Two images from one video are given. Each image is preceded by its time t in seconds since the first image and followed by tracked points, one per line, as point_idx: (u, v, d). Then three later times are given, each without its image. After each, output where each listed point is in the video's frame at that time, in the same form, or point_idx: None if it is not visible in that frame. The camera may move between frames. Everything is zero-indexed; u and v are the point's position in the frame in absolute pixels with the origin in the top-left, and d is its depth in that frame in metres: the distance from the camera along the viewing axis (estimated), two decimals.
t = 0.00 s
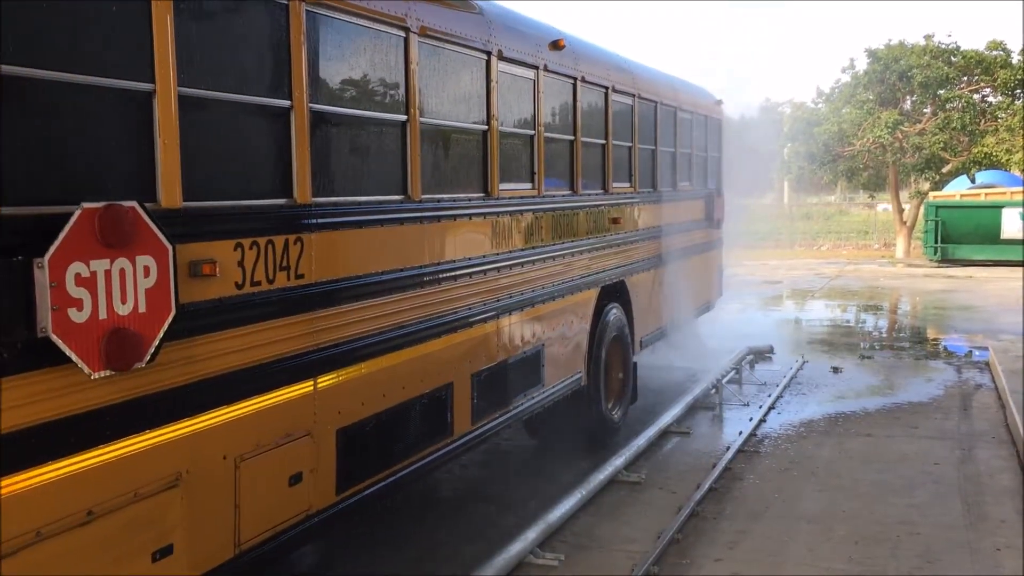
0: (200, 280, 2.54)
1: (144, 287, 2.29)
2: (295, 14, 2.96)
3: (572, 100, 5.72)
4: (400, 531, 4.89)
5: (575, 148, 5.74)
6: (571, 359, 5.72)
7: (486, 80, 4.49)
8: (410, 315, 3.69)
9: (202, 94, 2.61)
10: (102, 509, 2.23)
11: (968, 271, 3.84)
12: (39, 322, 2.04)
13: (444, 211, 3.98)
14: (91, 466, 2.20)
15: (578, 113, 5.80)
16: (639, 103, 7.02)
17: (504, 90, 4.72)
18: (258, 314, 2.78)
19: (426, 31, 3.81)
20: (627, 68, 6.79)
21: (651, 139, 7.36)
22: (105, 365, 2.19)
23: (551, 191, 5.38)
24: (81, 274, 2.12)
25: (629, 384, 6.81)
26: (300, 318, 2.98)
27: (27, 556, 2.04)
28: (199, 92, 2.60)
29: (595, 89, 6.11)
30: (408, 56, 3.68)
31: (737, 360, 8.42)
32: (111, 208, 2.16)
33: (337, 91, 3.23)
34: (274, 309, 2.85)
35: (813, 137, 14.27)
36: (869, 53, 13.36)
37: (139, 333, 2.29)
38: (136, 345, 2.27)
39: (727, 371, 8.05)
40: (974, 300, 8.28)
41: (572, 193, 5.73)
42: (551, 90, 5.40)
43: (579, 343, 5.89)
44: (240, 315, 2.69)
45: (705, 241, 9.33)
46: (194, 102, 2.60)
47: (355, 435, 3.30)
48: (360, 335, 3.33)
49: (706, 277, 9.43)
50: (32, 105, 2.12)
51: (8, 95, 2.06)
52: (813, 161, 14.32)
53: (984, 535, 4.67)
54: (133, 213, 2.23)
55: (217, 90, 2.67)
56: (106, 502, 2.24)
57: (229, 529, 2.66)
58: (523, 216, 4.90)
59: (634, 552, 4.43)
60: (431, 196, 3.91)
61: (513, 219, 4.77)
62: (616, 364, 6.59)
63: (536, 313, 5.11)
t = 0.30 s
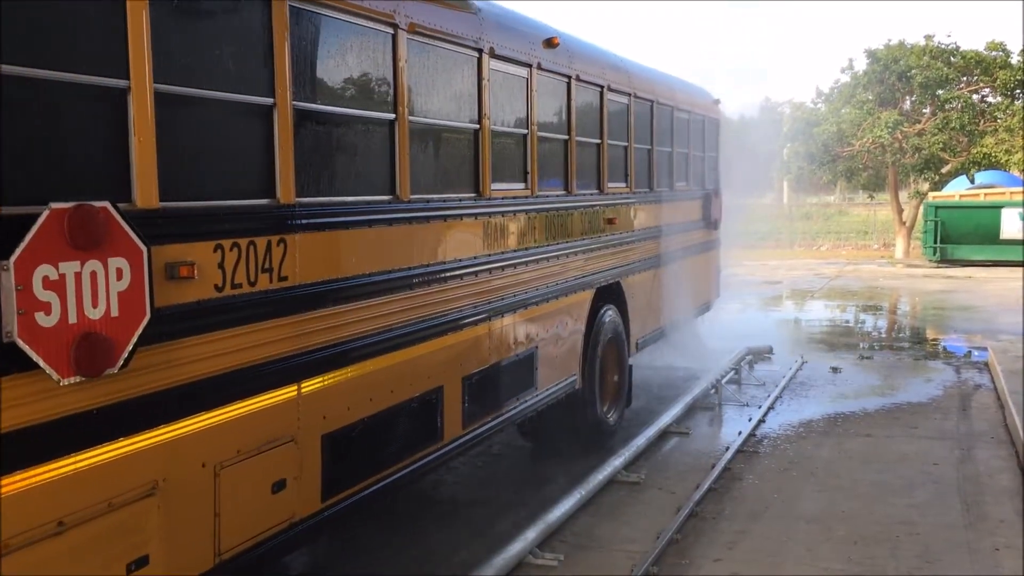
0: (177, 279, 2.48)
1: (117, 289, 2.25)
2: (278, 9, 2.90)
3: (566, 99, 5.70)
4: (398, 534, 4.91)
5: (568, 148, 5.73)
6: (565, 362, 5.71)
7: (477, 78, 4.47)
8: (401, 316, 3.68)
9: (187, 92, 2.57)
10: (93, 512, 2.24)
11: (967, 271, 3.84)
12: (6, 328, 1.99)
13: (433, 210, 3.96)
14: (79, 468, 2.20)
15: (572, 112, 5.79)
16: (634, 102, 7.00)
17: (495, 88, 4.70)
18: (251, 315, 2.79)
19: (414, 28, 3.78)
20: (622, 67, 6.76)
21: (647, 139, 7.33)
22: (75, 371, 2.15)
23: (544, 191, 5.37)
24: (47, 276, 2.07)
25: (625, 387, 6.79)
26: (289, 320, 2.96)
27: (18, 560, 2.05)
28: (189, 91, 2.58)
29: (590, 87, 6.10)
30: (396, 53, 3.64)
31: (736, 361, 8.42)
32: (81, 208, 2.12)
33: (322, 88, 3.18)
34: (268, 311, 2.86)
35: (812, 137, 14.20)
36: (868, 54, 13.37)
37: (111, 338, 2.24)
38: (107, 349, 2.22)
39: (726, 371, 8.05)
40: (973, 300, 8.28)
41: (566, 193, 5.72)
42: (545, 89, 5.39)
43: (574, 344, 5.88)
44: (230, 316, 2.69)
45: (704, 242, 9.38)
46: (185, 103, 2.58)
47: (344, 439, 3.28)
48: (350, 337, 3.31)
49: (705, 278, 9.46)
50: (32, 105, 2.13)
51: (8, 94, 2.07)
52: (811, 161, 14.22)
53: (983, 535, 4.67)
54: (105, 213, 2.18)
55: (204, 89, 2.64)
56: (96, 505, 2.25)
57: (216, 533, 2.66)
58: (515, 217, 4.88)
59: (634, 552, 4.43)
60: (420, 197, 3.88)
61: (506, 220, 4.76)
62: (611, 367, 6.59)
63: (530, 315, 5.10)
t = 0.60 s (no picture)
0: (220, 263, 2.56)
1: (85, 293, 2.11)
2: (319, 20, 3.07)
3: (561, 98, 5.50)
4: (404, 531, 5.12)
5: (563, 147, 5.53)
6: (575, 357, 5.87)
7: (469, 75, 4.24)
8: (427, 310, 3.76)
9: (239, 99, 2.72)
10: (136, 495, 2.29)
11: (966, 271, 4.07)
12: None
13: (455, 207, 4.05)
14: (155, 443, 2.34)
15: (567, 112, 5.59)
16: (631, 102, 6.95)
17: (487, 87, 4.47)
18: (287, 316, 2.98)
19: (403, 25, 3.59)
20: (619, 66, 6.66)
21: (645, 140, 7.36)
22: (40, 379, 2.02)
23: (539, 191, 5.16)
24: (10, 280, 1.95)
25: (620, 389, 6.69)
26: (320, 313, 3.03)
27: (62, 539, 2.08)
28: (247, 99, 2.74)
29: (586, 87, 5.96)
30: (384, 49, 3.46)
31: (736, 361, 8.64)
32: (46, 207, 2.00)
33: (317, 85, 3.08)
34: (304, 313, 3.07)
35: (811, 138, 14.33)
36: (868, 56, 13.60)
37: (79, 345, 2.10)
38: (75, 355, 2.09)
39: (727, 371, 8.27)
40: (972, 304, 8.50)
41: (561, 194, 5.51)
42: (540, 88, 5.18)
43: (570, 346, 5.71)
44: (275, 306, 2.80)
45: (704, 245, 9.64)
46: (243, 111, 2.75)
47: (373, 428, 3.33)
48: (377, 330, 3.38)
49: (704, 280, 9.70)
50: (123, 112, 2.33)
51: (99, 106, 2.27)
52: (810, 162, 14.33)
53: (981, 535, 4.89)
54: (72, 213, 2.06)
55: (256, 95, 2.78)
56: (141, 487, 2.31)
57: (252, 518, 2.69)
58: (531, 215, 4.98)
59: (633, 553, 4.65)
60: (437, 194, 3.93)
61: (523, 216, 4.85)
62: (605, 371, 6.44)
63: (542, 312, 5.17)
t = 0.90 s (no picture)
0: (194, 267, 2.48)
1: (46, 298, 2.02)
2: (308, 17, 3.02)
3: (554, 98, 5.41)
4: (402, 533, 5.05)
5: (556, 147, 5.43)
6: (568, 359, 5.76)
7: (458, 73, 4.14)
8: (415, 315, 3.67)
9: (212, 95, 2.62)
10: (102, 509, 2.21)
11: (966, 272, 3.97)
12: None
13: (444, 210, 3.94)
14: (123, 455, 2.26)
15: (561, 112, 5.50)
16: (627, 101, 6.86)
17: (478, 86, 4.37)
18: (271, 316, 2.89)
19: (387, 21, 3.49)
20: (614, 65, 6.57)
21: (640, 139, 7.26)
22: None
23: (532, 191, 5.07)
24: None
25: (616, 392, 6.61)
26: (303, 317, 2.94)
27: (21, 556, 2.00)
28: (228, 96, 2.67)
29: (581, 86, 5.87)
30: (368, 47, 3.36)
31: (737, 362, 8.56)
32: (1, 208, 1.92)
33: (297, 82, 3.00)
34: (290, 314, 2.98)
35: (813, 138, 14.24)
36: (869, 57, 13.56)
37: (39, 352, 2.01)
38: (34, 363, 2.00)
39: (727, 371, 8.18)
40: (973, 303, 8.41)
41: (554, 195, 5.42)
42: (533, 87, 5.08)
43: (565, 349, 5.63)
44: (254, 310, 2.70)
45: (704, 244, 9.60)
46: (223, 108, 2.67)
47: (356, 436, 3.23)
48: (360, 334, 3.27)
49: (705, 281, 9.64)
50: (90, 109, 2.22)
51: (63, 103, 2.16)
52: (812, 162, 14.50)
53: (982, 536, 4.80)
54: (31, 215, 1.97)
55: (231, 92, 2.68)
56: (107, 501, 2.22)
57: (227, 531, 2.60)
58: (526, 217, 4.89)
59: (634, 553, 4.57)
60: (429, 197, 3.85)
61: (517, 218, 4.77)
62: (601, 375, 6.38)
63: (535, 314, 5.08)
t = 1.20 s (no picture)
0: (160, 269, 2.37)
1: None
2: (286, 10, 2.92)
3: (547, 96, 5.29)
4: (399, 537, 4.96)
5: (550, 146, 5.33)
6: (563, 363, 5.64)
7: (446, 69, 4.03)
8: (401, 317, 3.56)
9: (182, 90, 2.51)
10: (58, 525, 2.11)
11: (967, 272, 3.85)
12: None
13: (431, 210, 3.83)
14: (83, 468, 2.16)
15: (555, 111, 5.39)
16: (624, 100, 6.76)
17: (467, 83, 4.26)
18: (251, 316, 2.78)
19: (371, 15, 3.37)
20: (610, 63, 6.48)
21: (638, 138, 7.17)
22: None
23: (525, 191, 4.96)
24: None
25: (614, 395, 6.50)
26: (280, 320, 2.83)
27: None
28: (200, 90, 2.57)
29: (575, 84, 5.76)
30: (350, 41, 3.25)
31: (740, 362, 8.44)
32: None
33: (274, 78, 2.89)
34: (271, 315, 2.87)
35: (817, 138, 14.13)
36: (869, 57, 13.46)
37: None
38: None
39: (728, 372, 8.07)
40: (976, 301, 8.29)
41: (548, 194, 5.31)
42: (525, 85, 4.97)
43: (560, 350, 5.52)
44: (227, 312, 2.60)
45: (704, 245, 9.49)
46: (196, 102, 2.57)
47: (337, 444, 3.13)
48: (343, 338, 3.16)
49: (705, 282, 9.54)
50: (46, 104, 2.13)
51: (17, 99, 2.06)
52: (817, 162, 14.44)
53: (984, 537, 4.69)
54: None
55: (202, 86, 2.57)
56: (64, 518, 2.12)
57: (196, 546, 2.50)
58: (518, 217, 4.78)
59: (635, 554, 4.46)
60: (416, 198, 3.74)
61: (509, 219, 4.67)
62: (596, 379, 6.28)
63: (529, 315, 4.97)
